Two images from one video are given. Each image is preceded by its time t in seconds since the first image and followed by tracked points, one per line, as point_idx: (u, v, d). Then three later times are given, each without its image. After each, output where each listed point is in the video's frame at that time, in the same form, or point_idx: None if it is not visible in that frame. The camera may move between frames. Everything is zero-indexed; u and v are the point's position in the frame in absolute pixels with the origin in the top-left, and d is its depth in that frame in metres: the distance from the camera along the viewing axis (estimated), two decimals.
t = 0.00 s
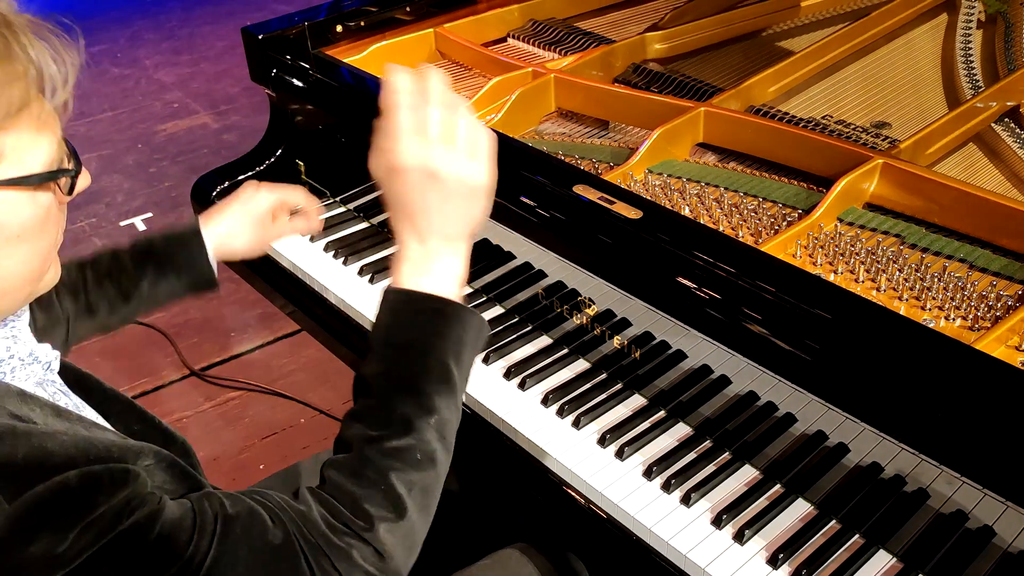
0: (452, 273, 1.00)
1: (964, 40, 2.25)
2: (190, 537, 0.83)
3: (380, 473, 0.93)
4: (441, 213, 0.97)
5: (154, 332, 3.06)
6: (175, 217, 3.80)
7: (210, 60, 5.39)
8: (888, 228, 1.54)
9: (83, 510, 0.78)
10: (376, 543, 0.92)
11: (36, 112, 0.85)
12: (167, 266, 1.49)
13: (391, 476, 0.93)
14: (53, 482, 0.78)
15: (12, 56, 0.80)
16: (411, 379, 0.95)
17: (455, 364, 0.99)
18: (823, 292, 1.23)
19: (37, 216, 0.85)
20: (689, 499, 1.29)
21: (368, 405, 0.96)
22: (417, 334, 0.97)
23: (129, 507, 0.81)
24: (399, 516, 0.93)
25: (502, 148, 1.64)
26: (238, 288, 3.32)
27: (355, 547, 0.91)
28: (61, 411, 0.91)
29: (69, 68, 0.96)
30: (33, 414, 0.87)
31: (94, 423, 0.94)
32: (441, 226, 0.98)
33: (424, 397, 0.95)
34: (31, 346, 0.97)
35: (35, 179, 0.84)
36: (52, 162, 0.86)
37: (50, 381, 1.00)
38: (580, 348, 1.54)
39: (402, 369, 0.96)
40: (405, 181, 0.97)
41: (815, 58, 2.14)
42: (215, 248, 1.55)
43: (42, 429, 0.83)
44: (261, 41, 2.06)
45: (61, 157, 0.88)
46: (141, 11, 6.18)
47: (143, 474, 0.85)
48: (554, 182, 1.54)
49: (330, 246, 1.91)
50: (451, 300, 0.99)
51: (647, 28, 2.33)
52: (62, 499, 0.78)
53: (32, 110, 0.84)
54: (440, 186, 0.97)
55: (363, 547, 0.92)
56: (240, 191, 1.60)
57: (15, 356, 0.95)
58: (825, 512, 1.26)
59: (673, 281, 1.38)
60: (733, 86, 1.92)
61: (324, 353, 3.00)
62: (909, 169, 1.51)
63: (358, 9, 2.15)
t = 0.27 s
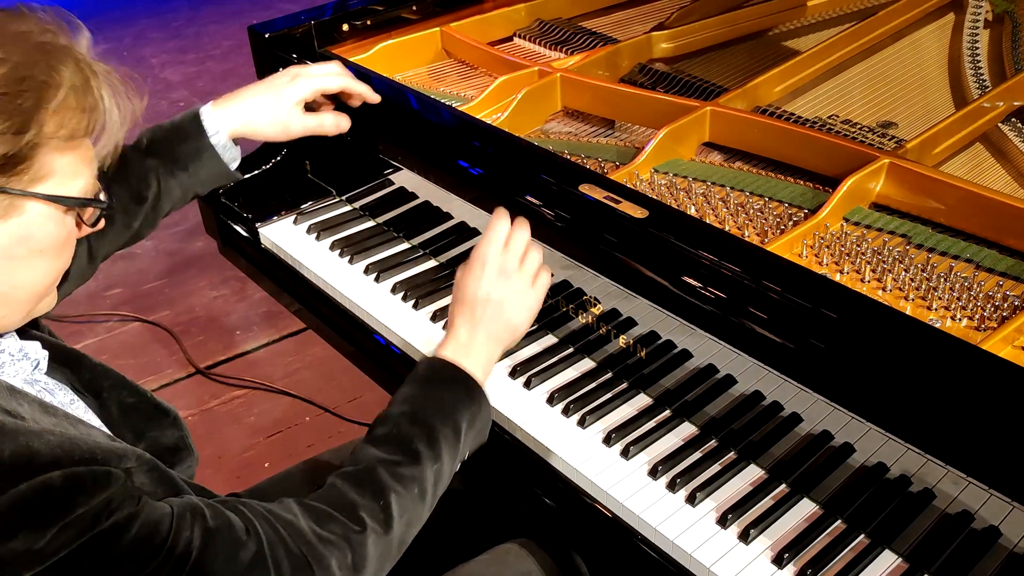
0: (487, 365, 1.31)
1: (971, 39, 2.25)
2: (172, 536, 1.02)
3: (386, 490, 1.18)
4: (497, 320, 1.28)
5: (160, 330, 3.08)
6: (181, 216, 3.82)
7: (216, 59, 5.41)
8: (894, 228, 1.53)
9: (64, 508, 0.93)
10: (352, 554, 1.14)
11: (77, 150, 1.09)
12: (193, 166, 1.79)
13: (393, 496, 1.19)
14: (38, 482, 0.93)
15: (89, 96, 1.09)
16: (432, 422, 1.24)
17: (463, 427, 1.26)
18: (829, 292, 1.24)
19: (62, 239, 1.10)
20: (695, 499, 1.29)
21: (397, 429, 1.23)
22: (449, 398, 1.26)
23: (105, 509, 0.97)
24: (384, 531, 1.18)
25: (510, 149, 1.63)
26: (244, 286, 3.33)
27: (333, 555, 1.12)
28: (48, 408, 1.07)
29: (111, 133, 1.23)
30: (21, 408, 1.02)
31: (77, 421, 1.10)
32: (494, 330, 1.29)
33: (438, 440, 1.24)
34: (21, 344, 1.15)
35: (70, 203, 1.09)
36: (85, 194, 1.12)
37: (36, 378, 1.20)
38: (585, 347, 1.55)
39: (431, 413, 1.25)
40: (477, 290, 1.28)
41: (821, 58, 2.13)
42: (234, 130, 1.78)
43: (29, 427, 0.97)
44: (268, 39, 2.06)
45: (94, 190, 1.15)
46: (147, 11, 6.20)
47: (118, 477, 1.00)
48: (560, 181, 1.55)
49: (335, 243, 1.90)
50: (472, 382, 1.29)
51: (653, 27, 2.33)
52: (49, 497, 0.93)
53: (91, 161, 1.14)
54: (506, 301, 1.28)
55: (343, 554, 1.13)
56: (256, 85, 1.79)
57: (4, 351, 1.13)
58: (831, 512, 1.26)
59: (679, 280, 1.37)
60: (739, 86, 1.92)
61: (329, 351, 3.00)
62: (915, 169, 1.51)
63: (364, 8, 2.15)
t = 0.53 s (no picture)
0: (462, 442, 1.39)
1: (977, 38, 2.24)
2: (156, 547, 1.01)
3: (372, 538, 1.24)
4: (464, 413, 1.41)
5: (165, 327, 3.08)
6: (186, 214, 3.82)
7: (221, 57, 5.41)
8: (899, 227, 1.53)
9: (65, 501, 0.92)
10: None
11: (107, 152, 1.09)
12: (246, 224, 1.74)
13: (378, 542, 1.24)
14: (39, 473, 0.91)
15: (124, 101, 1.09)
16: (414, 478, 1.31)
17: (440, 486, 1.34)
18: (834, 291, 1.26)
19: (82, 235, 1.09)
20: (700, 497, 1.29)
21: (382, 481, 1.29)
22: (429, 459, 1.34)
23: (102, 507, 0.96)
24: None
25: (516, 145, 1.65)
26: (249, 284, 3.34)
27: None
28: (54, 400, 1.06)
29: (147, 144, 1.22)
30: (29, 398, 1.01)
31: (80, 414, 1.10)
32: (463, 420, 1.41)
33: (417, 496, 1.30)
34: (32, 334, 1.13)
35: (95, 201, 1.08)
36: (112, 190, 1.11)
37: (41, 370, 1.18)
38: (590, 345, 1.55)
39: (413, 469, 1.32)
40: (447, 397, 1.43)
41: (826, 56, 2.13)
42: (290, 193, 1.78)
43: (34, 420, 0.95)
44: (274, 38, 2.08)
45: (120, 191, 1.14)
46: (153, 9, 6.20)
47: (117, 476, 1.00)
48: (564, 178, 1.56)
49: (341, 242, 1.91)
50: (448, 452, 1.36)
51: (658, 26, 2.33)
52: (51, 489, 0.91)
53: (117, 165, 1.14)
54: (472, 399, 1.43)
55: None
56: (314, 140, 1.81)
57: (15, 341, 1.10)
58: (835, 511, 1.26)
59: (683, 277, 1.38)
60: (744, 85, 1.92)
61: (334, 349, 3.00)
62: (920, 168, 1.50)
63: (370, 6, 2.14)
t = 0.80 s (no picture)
0: (450, 448, 1.40)
1: (981, 36, 2.24)
2: (151, 545, 0.99)
3: (362, 550, 1.22)
4: (450, 420, 1.42)
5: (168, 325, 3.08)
6: (189, 211, 3.82)
7: (224, 55, 5.41)
8: (903, 225, 1.52)
9: (66, 479, 0.91)
10: None
11: (138, 162, 1.11)
12: (268, 347, 1.70)
13: (368, 555, 1.23)
14: (39, 449, 0.89)
15: (161, 117, 1.12)
16: (402, 487, 1.31)
17: (427, 497, 1.34)
18: (837, 289, 1.25)
19: (99, 239, 1.10)
20: (702, 495, 1.29)
21: (370, 491, 1.29)
22: (417, 468, 1.34)
23: (101, 492, 0.94)
24: None
25: (518, 143, 1.65)
26: (251, 281, 3.34)
27: None
28: (62, 384, 1.06)
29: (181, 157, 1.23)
30: (36, 379, 1.00)
31: (87, 399, 1.09)
32: (450, 427, 1.41)
33: (405, 506, 1.30)
34: (44, 319, 1.12)
35: (118, 208, 1.09)
36: (137, 203, 1.14)
37: (47, 357, 1.17)
38: (593, 344, 1.54)
39: (401, 478, 1.32)
40: (433, 404, 1.44)
41: (830, 55, 2.13)
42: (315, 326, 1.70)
43: (40, 402, 0.95)
44: (277, 35, 2.07)
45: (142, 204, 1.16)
46: (155, 6, 6.21)
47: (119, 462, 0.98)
48: (567, 176, 1.56)
49: (344, 239, 1.91)
50: (435, 457, 1.36)
51: (661, 24, 2.32)
52: (52, 465, 0.90)
53: (144, 179, 1.16)
54: (458, 406, 1.43)
55: None
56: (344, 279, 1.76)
57: (27, 324, 1.09)
58: (837, 510, 1.26)
59: (685, 276, 1.37)
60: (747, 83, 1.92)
61: (336, 347, 3.00)
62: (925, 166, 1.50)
63: (372, 4, 2.14)
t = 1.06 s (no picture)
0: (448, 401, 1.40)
1: (985, 35, 2.23)
2: (156, 522, 0.99)
3: (361, 517, 1.23)
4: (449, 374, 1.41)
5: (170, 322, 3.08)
6: (191, 209, 3.82)
7: (227, 53, 5.41)
8: (906, 225, 1.52)
9: (71, 457, 0.92)
10: None
11: (153, 160, 1.17)
12: (264, 321, 1.69)
13: (367, 522, 1.23)
14: (47, 425, 0.91)
15: (178, 117, 1.18)
16: (397, 449, 1.30)
17: (424, 453, 1.33)
18: (839, 289, 1.25)
19: (112, 234, 1.14)
20: (705, 495, 1.28)
21: (365, 457, 1.28)
22: (412, 426, 1.32)
23: (107, 469, 0.95)
24: (359, 558, 1.23)
25: (521, 142, 1.65)
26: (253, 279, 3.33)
27: None
28: (69, 371, 1.08)
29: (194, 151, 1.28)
30: (43, 363, 1.03)
31: (93, 386, 1.12)
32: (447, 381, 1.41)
33: (401, 466, 1.29)
34: (52, 306, 1.11)
35: (134, 202, 1.14)
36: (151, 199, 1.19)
37: (53, 345, 1.16)
38: (595, 342, 1.54)
39: (396, 440, 1.30)
40: (432, 356, 1.44)
41: (833, 54, 2.13)
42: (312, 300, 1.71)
43: (47, 380, 0.99)
44: (279, 33, 2.06)
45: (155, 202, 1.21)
46: (158, 4, 6.21)
47: (125, 442, 0.99)
48: (569, 175, 1.56)
49: (346, 237, 1.91)
50: (432, 414, 1.36)
51: (664, 22, 2.32)
52: (57, 441, 0.91)
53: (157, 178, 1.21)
54: (456, 360, 1.43)
55: None
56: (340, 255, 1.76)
57: (36, 310, 1.09)
58: (840, 510, 1.26)
59: (687, 275, 1.37)
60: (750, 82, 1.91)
61: (338, 345, 3.00)
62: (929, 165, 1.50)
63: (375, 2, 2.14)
